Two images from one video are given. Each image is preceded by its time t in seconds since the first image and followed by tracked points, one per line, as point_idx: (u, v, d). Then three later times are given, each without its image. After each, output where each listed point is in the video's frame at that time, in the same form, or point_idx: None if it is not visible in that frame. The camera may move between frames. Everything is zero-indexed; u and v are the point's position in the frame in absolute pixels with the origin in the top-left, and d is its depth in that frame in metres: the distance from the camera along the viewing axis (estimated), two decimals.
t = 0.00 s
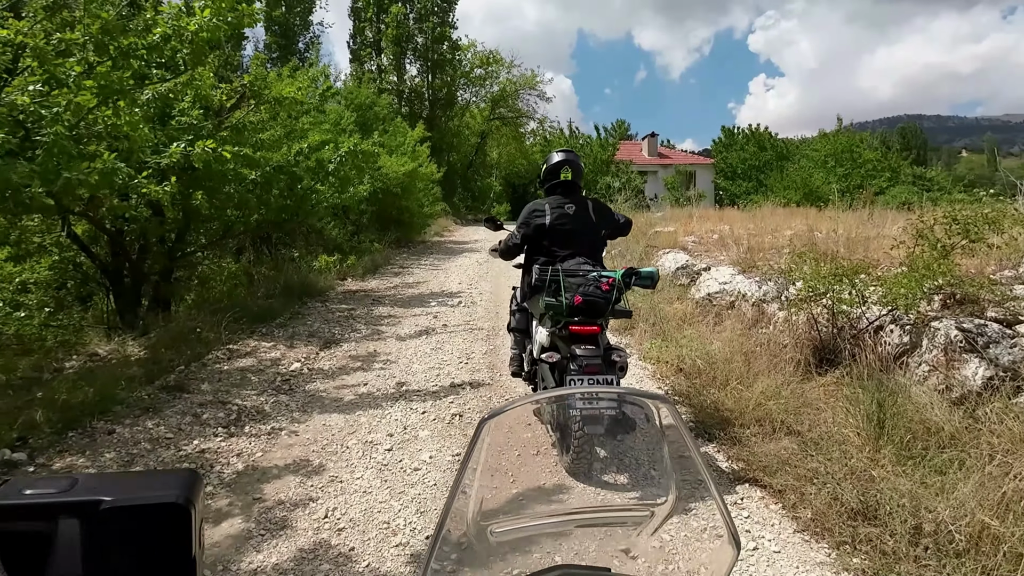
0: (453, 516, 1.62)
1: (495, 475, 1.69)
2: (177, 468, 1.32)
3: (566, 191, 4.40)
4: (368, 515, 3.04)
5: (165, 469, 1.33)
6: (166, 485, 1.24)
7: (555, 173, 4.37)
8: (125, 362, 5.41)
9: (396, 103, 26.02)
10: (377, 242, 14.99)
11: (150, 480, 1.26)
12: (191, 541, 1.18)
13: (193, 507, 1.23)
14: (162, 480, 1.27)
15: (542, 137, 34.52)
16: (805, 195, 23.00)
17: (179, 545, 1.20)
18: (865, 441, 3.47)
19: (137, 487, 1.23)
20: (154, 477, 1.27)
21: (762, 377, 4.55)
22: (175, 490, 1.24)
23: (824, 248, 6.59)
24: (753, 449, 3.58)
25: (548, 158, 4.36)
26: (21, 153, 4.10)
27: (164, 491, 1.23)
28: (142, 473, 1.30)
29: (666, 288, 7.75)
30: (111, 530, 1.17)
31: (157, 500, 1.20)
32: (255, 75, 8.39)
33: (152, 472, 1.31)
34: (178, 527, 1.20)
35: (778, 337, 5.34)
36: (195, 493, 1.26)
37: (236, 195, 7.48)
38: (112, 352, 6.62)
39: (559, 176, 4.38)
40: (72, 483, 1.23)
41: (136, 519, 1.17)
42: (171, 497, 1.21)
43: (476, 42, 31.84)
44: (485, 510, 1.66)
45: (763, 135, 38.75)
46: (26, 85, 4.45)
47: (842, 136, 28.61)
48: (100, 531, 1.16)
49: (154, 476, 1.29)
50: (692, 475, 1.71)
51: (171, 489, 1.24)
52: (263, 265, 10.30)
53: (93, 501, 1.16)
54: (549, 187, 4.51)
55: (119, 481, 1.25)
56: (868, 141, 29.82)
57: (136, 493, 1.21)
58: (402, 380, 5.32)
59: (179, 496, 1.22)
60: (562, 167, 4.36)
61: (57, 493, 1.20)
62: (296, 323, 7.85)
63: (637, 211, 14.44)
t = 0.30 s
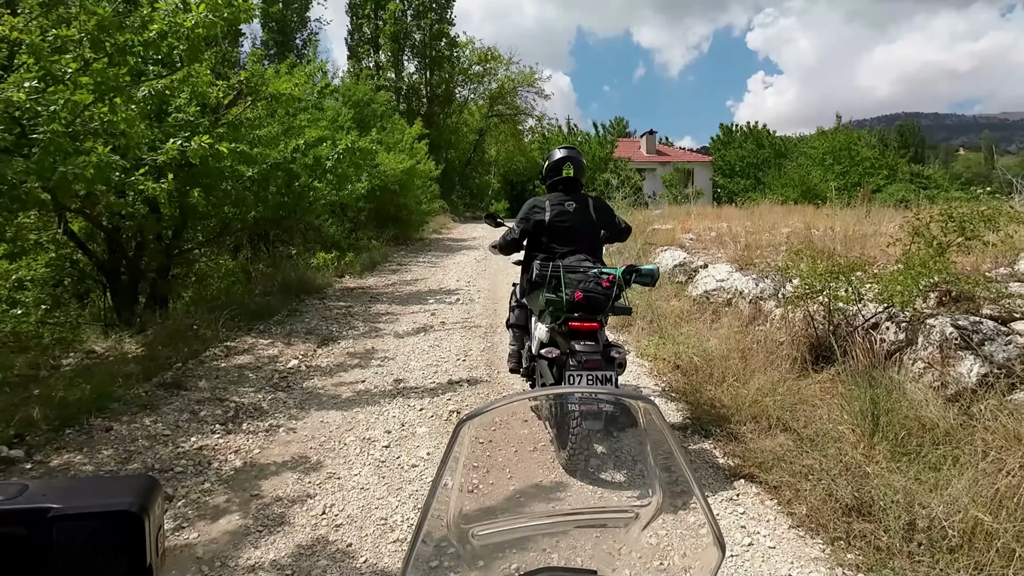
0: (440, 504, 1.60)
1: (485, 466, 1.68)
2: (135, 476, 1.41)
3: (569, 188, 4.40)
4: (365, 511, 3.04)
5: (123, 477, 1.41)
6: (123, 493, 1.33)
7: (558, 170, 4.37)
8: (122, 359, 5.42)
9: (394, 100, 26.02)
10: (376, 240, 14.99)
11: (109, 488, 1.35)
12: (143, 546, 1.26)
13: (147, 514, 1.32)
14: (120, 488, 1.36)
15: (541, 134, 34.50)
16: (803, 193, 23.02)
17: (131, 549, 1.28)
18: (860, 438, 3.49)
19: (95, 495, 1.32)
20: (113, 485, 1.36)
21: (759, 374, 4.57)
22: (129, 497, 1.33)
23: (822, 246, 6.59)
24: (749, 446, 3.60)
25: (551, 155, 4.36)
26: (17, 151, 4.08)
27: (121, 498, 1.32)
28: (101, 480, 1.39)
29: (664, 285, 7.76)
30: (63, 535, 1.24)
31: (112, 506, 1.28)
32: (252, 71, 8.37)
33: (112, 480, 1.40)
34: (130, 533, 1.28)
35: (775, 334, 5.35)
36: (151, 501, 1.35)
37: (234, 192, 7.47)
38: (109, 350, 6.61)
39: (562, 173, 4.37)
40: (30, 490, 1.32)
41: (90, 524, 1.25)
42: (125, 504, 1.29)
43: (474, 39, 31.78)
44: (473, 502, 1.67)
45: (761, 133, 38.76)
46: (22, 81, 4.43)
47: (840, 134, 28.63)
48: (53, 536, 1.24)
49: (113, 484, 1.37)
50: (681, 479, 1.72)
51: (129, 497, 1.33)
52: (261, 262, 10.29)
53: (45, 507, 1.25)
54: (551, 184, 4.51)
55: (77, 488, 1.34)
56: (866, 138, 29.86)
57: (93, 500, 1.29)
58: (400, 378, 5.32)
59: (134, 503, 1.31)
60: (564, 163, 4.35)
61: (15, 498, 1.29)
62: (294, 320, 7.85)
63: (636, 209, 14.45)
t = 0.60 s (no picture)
0: (452, 488, 1.67)
1: (496, 457, 1.72)
2: (155, 484, 1.48)
3: (569, 186, 4.52)
4: (371, 497, 3.18)
5: (145, 485, 1.48)
6: (142, 499, 1.39)
7: (559, 168, 4.49)
8: (130, 354, 5.54)
9: (393, 98, 26.12)
10: (376, 238, 15.11)
11: (131, 494, 1.41)
12: (166, 546, 1.32)
13: (168, 517, 1.38)
14: (141, 494, 1.42)
15: (540, 132, 34.62)
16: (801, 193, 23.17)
17: (150, 551, 1.33)
18: (846, 429, 3.62)
19: (118, 500, 1.38)
20: (134, 490, 1.43)
21: (752, 368, 4.70)
22: (151, 503, 1.39)
23: (814, 244, 6.72)
24: (740, 436, 3.74)
25: (552, 154, 4.49)
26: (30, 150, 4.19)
27: (143, 502, 1.38)
28: (123, 487, 1.45)
29: (661, 283, 7.89)
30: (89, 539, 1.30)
31: (134, 510, 1.35)
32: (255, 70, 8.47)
33: (132, 487, 1.46)
34: (154, 534, 1.34)
35: (768, 330, 5.49)
36: (171, 505, 1.41)
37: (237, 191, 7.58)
38: (115, 346, 6.72)
39: (563, 171, 4.49)
40: (57, 496, 1.39)
41: (115, 527, 1.32)
42: (147, 508, 1.36)
43: (473, 38, 31.86)
44: (486, 493, 1.72)
45: (759, 131, 38.89)
46: (34, 82, 4.53)
47: (837, 133, 28.76)
48: (79, 540, 1.29)
49: (135, 493, 1.44)
50: (683, 467, 1.76)
51: (150, 501, 1.39)
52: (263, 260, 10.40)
53: (72, 512, 1.31)
54: (551, 183, 4.63)
55: (100, 495, 1.40)
56: (862, 137, 30.07)
57: (117, 505, 1.36)
58: (402, 372, 5.45)
59: (155, 507, 1.37)
60: (565, 162, 4.47)
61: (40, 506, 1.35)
62: (296, 316, 7.98)
63: (634, 207, 14.58)
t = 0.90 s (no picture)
0: (467, 483, 1.77)
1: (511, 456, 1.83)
2: (186, 474, 1.44)
3: (564, 196, 4.69)
4: (375, 493, 3.33)
5: (176, 475, 1.44)
6: (174, 490, 1.35)
7: (554, 179, 4.67)
8: (138, 359, 5.69)
9: (394, 108, 26.39)
10: (377, 246, 15.29)
11: (162, 485, 1.38)
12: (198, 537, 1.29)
13: (201, 509, 1.35)
14: (173, 484, 1.39)
15: (539, 141, 34.90)
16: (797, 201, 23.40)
17: (182, 544, 1.31)
18: (831, 428, 3.78)
19: (148, 492, 1.34)
20: (165, 481, 1.39)
21: (743, 371, 4.86)
22: (184, 493, 1.36)
23: (805, 251, 6.90)
24: (728, 436, 3.91)
25: (547, 165, 4.66)
26: (48, 161, 4.37)
27: (176, 494, 1.35)
28: (150, 479, 1.42)
29: (656, 289, 8.06)
30: (124, 528, 1.27)
31: (166, 502, 1.31)
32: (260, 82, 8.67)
33: (160, 478, 1.43)
34: (187, 524, 1.32)
35: (759, 335, 5.65)
36: (204, 496, 1.38)
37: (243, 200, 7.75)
38: (123, 351, 6.88)
39: (558, 182, 4.67)
40: (85, 485, 1.35)
41: (149, 515, 1.29)
42: (180, 499, 1.33)
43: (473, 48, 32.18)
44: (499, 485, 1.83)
45: (757, 140, 39.20)
46: (51, 96, 4.70)
47: (833, 141, 29.04)
48: (113, 530, 1.26)
49: (165, 481, 1.40)
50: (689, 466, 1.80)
51: (182, 493, 1.36)
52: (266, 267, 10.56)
53: (108, 502, 1.27)
54: (547, 193, 4.80)
55: (130, 486, 1.36)
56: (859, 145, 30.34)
57: (149, 496, 1.33)
58: (404, 376, 5.60)
59: (188, 498, 1.34)
60: (560, 173, 4.65)
61: (73, 495, 1.31)
62: (300, 323, 8.16)
63: (632, 215, 14.78)
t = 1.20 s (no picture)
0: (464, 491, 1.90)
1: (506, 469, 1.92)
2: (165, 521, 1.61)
3: (554, 203, 4.76)
4: (374, 495, 3.41)
5: (155, 520, 1.61)
6: (150, 536, 1.52)
7: (544, 186, 4.73)
8: (141, 365, 5.76)
9: (394, 114, 26.52)
10: (376, 252, 15.38)
11: (140, 531, 1.55)
12: None
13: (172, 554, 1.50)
14: (151, 530, 1.56)
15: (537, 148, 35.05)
16: (794, 207, 23.54)
17: None
18: (820, 431, 3.87)
19: (124, 539, 1.51)
20: (144, 527, 1.57)
21: (735, 376, 4.96)
22: (157, 540, 1.52)
23: (798, 257, 6.99)
24: (719, 439, 4.01)
25: (538, 173, 4.72)
26: (55, 170, 4.45)
27: (149, 541, 1.51)
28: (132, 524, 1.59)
29: (653, 295, 8.16)
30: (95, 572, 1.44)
31: (139, 548, 1.47)
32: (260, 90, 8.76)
33: (140, 523, 1.60)
34: (157, 570, 1.47)
35: (753, 340, 5.74)
36: (174, 542, 1.53)
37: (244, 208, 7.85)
38: (126, 357, 6.95)
39: (548, 189, 4.74)
40: (65, 530, 1.54)
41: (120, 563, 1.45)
42: (152, 546, 1.49)
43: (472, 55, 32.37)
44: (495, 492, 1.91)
45: (754, 146, 39.41)
46: (57, 105, 4.78)
47: (830, 147, 29.22)
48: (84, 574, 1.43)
49: (145, 527, 1.58)
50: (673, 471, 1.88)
51: (156, 538, 1.53)
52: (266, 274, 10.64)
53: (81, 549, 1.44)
54: (538, 199, 4.87)
55: (108, 532, 1.54)
56: (855, 151, 30.53)
57: (123, 543, 1.50)
58: (402, 382, 5.68)
59: (159, 544, 1.50)
60: (550, 180, 4.72)
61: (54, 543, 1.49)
62: (299, 329, 8.24)
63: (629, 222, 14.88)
